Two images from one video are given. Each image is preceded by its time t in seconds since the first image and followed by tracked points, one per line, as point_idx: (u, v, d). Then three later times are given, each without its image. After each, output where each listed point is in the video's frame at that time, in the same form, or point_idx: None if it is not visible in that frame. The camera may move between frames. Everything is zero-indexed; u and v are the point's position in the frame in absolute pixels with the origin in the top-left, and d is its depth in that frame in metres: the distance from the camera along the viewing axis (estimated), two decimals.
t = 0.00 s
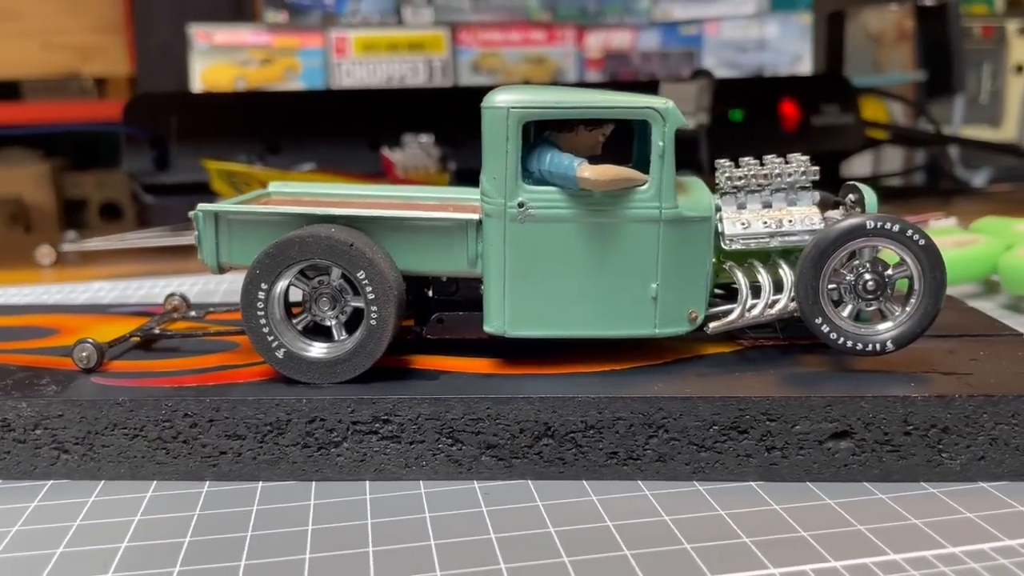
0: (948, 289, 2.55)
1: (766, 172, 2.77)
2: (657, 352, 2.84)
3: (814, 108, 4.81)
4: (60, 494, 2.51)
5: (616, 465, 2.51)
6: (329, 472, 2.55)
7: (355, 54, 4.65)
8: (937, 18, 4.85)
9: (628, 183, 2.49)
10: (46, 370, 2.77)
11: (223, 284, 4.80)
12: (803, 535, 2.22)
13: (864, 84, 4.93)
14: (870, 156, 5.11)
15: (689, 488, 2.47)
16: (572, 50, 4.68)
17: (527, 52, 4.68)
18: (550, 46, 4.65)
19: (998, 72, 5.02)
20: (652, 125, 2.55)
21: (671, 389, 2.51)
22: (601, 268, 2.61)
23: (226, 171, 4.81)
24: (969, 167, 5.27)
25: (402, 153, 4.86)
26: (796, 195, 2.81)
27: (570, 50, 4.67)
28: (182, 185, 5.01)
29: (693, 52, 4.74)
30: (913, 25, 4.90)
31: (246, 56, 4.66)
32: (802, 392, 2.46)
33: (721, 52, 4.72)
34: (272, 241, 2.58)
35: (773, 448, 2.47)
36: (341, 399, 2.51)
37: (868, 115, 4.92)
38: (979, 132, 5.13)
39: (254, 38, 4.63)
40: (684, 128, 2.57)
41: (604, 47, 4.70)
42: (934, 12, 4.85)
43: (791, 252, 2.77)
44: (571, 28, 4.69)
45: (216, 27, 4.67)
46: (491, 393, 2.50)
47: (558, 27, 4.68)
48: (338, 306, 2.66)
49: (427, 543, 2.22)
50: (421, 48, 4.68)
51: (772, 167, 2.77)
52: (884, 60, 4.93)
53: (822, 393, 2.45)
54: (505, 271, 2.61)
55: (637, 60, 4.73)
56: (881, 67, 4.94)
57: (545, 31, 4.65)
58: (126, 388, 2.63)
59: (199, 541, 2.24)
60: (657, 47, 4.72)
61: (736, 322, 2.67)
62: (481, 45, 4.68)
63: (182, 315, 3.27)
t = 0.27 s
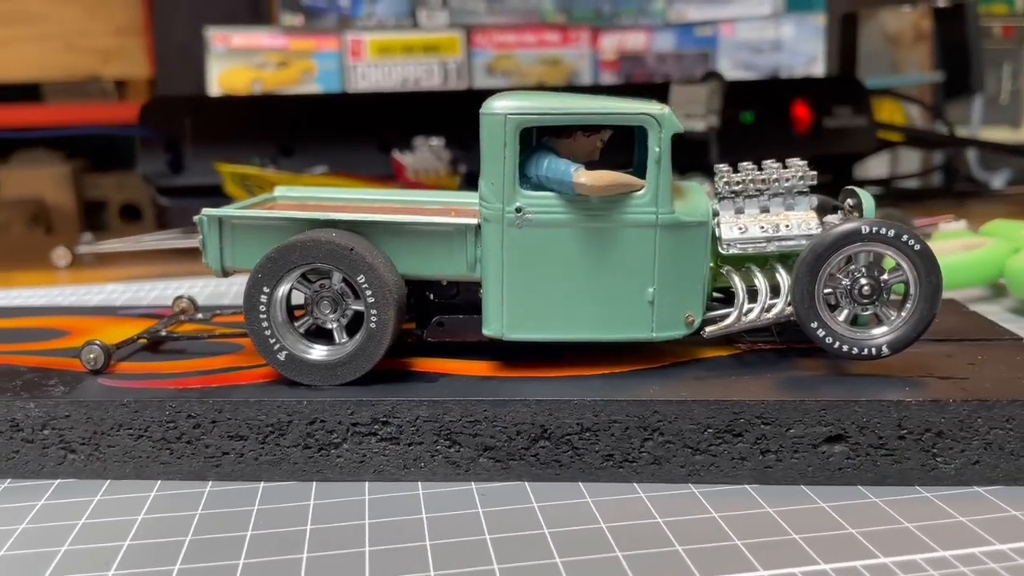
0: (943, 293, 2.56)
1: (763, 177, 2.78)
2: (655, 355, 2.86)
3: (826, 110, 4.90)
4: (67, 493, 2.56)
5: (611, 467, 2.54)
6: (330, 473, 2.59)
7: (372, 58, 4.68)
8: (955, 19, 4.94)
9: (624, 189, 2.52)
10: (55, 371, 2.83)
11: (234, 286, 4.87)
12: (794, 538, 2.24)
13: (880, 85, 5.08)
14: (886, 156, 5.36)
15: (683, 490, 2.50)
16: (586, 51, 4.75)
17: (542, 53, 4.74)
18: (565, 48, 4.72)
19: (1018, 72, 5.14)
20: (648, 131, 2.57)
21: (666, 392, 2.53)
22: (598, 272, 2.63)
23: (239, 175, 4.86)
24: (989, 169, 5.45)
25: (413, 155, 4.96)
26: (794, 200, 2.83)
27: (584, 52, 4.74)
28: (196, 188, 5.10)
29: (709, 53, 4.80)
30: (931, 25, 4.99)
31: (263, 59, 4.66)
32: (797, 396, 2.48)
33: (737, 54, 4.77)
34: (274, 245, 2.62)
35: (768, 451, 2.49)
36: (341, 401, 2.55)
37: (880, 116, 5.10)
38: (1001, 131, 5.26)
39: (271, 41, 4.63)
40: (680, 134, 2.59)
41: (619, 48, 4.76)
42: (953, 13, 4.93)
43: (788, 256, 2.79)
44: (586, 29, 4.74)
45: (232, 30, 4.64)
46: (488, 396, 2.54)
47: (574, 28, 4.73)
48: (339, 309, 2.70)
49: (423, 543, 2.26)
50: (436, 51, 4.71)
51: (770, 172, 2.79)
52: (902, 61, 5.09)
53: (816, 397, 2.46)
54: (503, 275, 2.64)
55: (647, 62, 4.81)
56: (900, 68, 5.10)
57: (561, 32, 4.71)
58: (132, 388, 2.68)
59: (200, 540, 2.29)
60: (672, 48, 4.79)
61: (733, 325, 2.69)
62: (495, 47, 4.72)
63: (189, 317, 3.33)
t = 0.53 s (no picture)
0: (938, 299, 2.56)
1: (760, 183, 2.81)
2: (653, 359, 2.88)
3: (838, 112, 5.16)
4: (73, 494, 2.62)
5: (606, 471, 2.56)
6: (329, 475, 2.63)
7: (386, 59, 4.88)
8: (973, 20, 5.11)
9: (619, 195, 2.55)
10: (62, 374, 2.88)
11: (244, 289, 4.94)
12: (784, 542, 2.26)
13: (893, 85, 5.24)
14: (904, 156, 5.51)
15: (678, 494, 2.52)
16: (601, 53, 4.93)
17: (556, 56, 4.93)
18: (579, 50, 4.92)
19: None
20: (644, 138, 2.60)
21: (661, 397, 2.55)
22: (594, 277, 2.66)
23: (252, 179, 5.15)
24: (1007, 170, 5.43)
25: (422, 159, 5.22)
26: (790, 205, 2.84)
27: (598, 53, 4.93)
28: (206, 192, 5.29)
29: (724, 55, 4.99)
30: (949, 25, 5.16)
31: (279, 62, 4.84)
32: (791, 401, 2.49)
33: (753, 54, 4.95)
34: (275, 251, 2.67)
35: (761, 456, 2.51)
36: (340, 404, 2.59)
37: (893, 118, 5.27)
38: None
39: (288, 44, 4.80)
40: (676, 141, 2.61)
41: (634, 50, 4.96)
42: (971, 14, 5.11)
43: (785, 262, 2.80)
44: (601, 31, 4.93)
45: (249, 33, 4.83)
46: (485, 399, 2.57)
47: (588, 30, 4.92)
48: (340, 314, 2.74)
49: (417, 545, 2.30)
50: (451, 53, 4.90)
51: (766, 179, 2.81)
52: (919, 61, 5.25)
53: (810, 402, 2.48)
54: (500, 280, 2.67)
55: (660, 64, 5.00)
56: (918, 68, 5.26)
57: (575, 35, 4.91)
58: (137, 391, 2.74)
59: (199, 541, 2.33)
60: (686, 50, 5.00)
61: (729, 330, 2.71)
62: (510, 49, 4.91)
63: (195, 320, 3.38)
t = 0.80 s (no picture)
0: (934, 305, 2.57)
1: (758, 188, 2.83)
2: (651, 363, 2.90)
3: (850, 114, 5.24)
4: (79, 495, 2.67)
5: (603, 475, 2.59)
6: (329, 478, 2.67)
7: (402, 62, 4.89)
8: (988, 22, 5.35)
9: (615, 202, 2.57)
10: (70, 378, 2.94)
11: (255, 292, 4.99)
12: (776, 547, 2.27)
13: (913, 83, 5.49)
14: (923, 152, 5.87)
15: (673, 499, 2.53)
16: (616, 55, 5.05)
17: (571, 58, 5.03)
18: (593, 52, 5.02)
19: None
20: (640, 145, 2.62)
21: (657, 402, 2.57)
22: (591, 283, 2.68)
23: (264, 182, 5.17)
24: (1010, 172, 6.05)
25: (434, 163, 5.27)
26: (788, 211, 2.85)
27: (613, 55, 5.04)
28: (217, 196, 5.28)
29: (739, 55, 5.06)
30: (966, 26, 5.42)
31: (295, 65, 4.88)
32: (786, 406, 2.50)
33: (768, 55, 5.02)
34: (277, 256, 2.71)
35: (756, 461, 2.52)
36: (339, 408, 2.62)
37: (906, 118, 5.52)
38: None
39: (305, 47, 4.85)
40: (672, 148, 2.63)
41: (649, 52, 5.07)
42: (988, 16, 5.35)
43: (782, 267, 2.81)
44: (615, 33, 5.06)
45: (265, 37, 4.84)
46: (482, 404, 2.60)
47: (603, 32, 5.06)
48: (340, 318, 2.78)
49: (413, 547, 2.33)
50: (466, 55, 4.95)
51: (764, 185, 2.83)
52: (939, 61, 5.59)
53: (805, 407, 2.49)
54: (498, 286, 2.70)
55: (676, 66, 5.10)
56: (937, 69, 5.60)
57: (589, 37, 5.03)
58: (141, 394, 2.78)
59: (199, 542, 2.37)
60: (701, 51, 5.08)
61: (726, 335, 2.73)
62: (525, 52, 4.99)
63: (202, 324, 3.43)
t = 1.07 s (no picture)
0: (927, 304, 2.58)
1: (753, 189, 2.85)
2: (647, 362, 2.92)
3: (860, 114, 5.53)
4: (82, 491, 2.72)
5: (595, 472, 2.61)
6: (326, 474, 2.71)
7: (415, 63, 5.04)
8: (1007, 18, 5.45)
9: (608, 201, 2.59)
10: (75, 376, 2.99)
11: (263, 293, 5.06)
12: (764, 544, 2.29)
13: (929, 83, 5.66)
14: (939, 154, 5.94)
15: (665, 496, 2.56)
16: (629, 55, 5.16)
17: (585, 59, 5.16)
18: (607, 53, 5.14)
19: None
20: (632, 145, 2.65)
21: (650, 400, 2.59)
22: (585, 282, 2.71)
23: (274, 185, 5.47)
24: None
25: (443, 166, 5.47)
26: (783, 211, 2.87)
27: (627, 56, 5.16)
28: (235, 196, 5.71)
29: (754, 55, 5.17)
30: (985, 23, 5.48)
31: (310, 68, 5.09)
32: (777, 404, 2.52)
33: (783, 55, 5.13)
34: (275, 256, 2.75)
35: (748, 459, 2.54)
36: (336, 406, 2.66)
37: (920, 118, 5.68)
38: None
39: (320, 50, 5.01)
40: (664, 148, 2.65)
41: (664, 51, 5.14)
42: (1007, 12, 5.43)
43: (776, 266, 2.82)
44: (629, 34, 5.14)
45: (281, 41, 5.06)
46: (477, 401, 2.63)
47: (616, 33, 5.13)
48: (338, 317, 2.82)
49: (405, 543, 2.36)
50: (479, 57, 5.09)
51: (759, 185, 2.84)
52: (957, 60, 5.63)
53: (796, 405, 2.50)
54: (493, 285, 2.73)
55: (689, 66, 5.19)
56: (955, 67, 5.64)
57: (604, 37, 5.13)
58: (143, 392, 2.83)
59: (196, 537, 2.42)
60: (717, 51, 5.19)
61: (720, 334, 2.74)
62: (538, 53, 5.13)
63: (206, 323, 3.48)
